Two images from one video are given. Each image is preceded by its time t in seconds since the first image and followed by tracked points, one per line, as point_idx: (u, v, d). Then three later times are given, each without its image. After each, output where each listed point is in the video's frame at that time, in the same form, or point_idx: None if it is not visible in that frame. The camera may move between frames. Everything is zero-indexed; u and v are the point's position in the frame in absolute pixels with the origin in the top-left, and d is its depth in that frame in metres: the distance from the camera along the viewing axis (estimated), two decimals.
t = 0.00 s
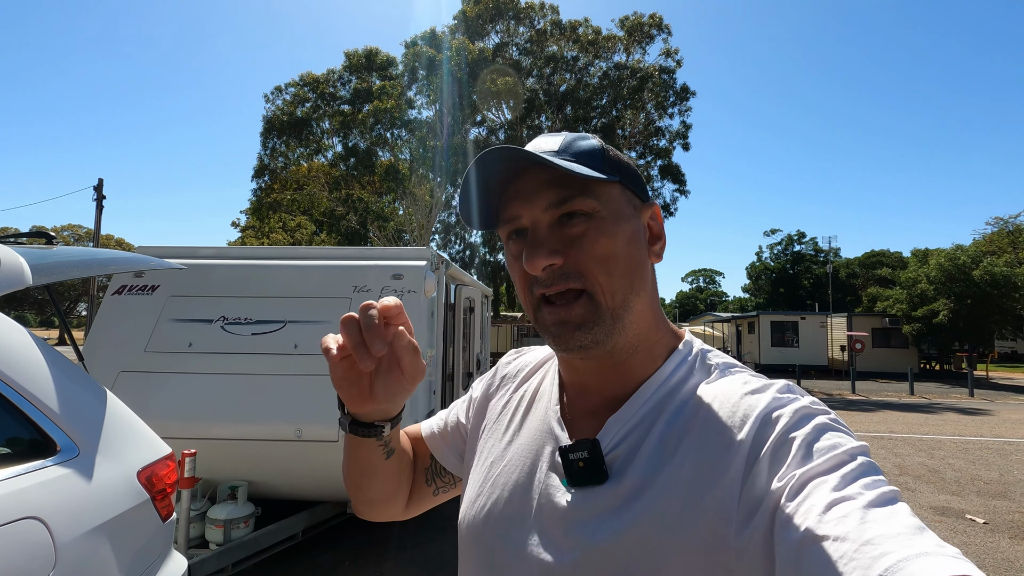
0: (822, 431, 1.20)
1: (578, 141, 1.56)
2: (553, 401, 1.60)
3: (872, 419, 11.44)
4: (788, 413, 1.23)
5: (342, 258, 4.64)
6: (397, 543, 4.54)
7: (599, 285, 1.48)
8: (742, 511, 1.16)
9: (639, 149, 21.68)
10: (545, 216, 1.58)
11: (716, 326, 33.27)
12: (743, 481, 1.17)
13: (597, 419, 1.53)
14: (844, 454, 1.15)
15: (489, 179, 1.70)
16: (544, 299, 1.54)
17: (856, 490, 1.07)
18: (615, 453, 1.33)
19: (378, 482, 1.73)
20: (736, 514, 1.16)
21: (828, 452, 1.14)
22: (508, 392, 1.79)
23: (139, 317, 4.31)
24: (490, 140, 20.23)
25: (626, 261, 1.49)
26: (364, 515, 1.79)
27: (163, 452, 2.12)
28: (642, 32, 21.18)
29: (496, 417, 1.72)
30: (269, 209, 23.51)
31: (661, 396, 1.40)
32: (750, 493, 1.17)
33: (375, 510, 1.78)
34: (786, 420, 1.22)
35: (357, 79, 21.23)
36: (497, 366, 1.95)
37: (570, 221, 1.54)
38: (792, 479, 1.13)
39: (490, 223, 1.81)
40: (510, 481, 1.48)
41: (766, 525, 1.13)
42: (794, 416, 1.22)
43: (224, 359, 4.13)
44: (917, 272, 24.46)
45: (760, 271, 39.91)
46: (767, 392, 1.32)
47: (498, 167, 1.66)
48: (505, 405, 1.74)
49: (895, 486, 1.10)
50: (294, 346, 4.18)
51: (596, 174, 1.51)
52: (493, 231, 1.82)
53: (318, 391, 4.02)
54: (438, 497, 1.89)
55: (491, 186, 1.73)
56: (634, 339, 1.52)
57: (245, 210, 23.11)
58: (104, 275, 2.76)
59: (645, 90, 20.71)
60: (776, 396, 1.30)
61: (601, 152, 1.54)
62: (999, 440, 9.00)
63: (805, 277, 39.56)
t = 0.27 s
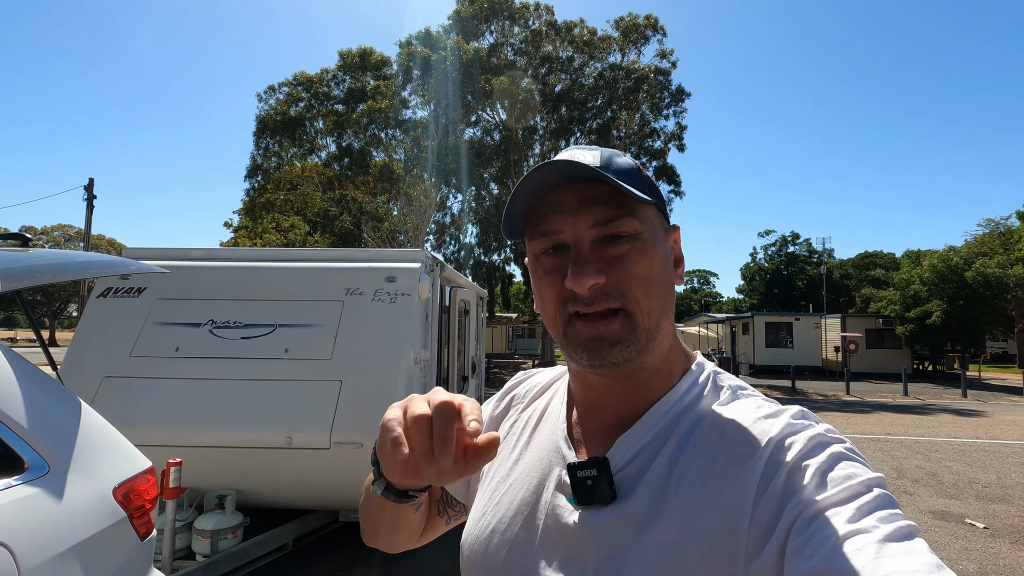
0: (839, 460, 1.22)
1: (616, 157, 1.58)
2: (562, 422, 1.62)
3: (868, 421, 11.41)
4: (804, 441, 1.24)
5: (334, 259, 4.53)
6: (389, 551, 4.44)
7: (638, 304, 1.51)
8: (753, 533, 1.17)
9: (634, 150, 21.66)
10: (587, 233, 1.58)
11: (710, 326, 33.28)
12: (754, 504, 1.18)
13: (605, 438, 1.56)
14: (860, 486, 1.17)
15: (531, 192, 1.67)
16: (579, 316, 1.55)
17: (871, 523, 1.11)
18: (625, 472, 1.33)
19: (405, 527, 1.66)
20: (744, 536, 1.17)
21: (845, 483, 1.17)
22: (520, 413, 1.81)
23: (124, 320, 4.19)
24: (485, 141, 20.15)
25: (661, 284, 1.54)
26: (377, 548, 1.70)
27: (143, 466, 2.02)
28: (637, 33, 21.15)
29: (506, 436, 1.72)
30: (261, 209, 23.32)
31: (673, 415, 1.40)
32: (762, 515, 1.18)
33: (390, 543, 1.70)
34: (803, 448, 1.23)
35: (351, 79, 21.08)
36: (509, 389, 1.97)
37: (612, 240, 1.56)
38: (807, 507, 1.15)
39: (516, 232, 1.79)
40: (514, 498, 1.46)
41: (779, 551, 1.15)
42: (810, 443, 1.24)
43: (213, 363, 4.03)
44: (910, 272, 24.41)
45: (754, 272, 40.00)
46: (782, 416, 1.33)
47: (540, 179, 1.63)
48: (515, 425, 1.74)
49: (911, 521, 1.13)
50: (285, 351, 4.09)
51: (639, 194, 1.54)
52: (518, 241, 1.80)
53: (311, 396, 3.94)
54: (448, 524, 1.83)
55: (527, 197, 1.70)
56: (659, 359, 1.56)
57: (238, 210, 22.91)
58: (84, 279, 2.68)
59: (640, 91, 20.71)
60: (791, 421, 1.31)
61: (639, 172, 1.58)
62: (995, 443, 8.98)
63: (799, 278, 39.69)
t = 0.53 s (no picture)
0: (855, 458, 1.16)
1: (615, 168, 1.51)
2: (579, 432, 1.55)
3: (866, 422, 11.37)
4: (817, 442, 1.18)
5: (329, 258, 4.41)
6: (384, 557, 4.34)
7: (648, 314, 1.43)
8: (771, 534, 1.12)
9: (631, 150, 21.61)
10: (592, 246, 1.50)
11: (706, 327, 33.27)
12: (770, 505, 1.13)
13: (619, 443, 1.47)
14: (877, 483, 1.11)
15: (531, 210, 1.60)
16: (589, 329, 1.45)
17: (889, 520, 1.05)
18: (640, 475, 1.28)
19: (416, 520, 1.74)
20: (761, 539, 1.11)
21: (862, 481, 1.11)
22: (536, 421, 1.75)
23: (111, 321, 4.06)
24: (482, 140, 20.02)
25: (670, 292, 1.46)
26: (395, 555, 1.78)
27: (123, 475, 1.92)
28: (635, 33, 21.08)
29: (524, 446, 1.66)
30: (255, 207, 23.09)
31: (687, 420, 1.33)
32: (778, 515, 1.12)
33: (407, 549, 1.78)
34: (817, 447, 1.17)
35: (347, 77, 20.88)
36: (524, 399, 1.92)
37: (618, 251, 1.47)
38: (824, 507, 1.09)
39: (518, 251, 1.71)
40: (538, 509, 1.41)
41: (796, 552, 1.09)
42: (824, 442, 1.18)
43: (202, 364, 3.91)
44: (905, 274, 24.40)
45: (750, 273, 40.05)
46: (796, 416, 1.27)
47: (541, 197, 1.56)
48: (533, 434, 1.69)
49: (931, 518, 1.07)
50: (277, 352, 3.97)
51: (641, 204, 1.47)
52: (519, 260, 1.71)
53: (303, 399, 3.82)
54: (467, 535, 1.89)
55: (528, 215, 1.63)
56: (672, 369, 1.47)
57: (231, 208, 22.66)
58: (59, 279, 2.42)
59: (638, 91, 20.65)
60: (805, 420, 1.25)
61: (640, 182, 1.51)
62: (994, 445, 8.94)
63: (794, 279, 39.74)
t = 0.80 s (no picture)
0: (853, 457, 1.09)
1: (613, 174, 1.42)
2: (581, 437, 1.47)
3: (864, 423, 11.32)
4: (817, 441, 1.10)
5: (323, 254, 4.31)
6: (377, 559, 4.25)
7: (641, 318, 1.34)
8: (772, 536, 1.04)
9: (629, 148, 21.57)
10: (586, 250, 1.41)
11: (704, 326, 33.25)
12: (771, 508, 1.06)
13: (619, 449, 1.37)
14: (876, 483, 1.03)
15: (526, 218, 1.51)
16: (584, 334, 1.38)
17: (888, 521, 0.98)
18: (642, 479, 1.20)
19: (414, 543, 1.65)
20: (765, 542, 1.04)
21: (862, 481, 1.03)
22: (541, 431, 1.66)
23: (98, 317, 3.96)
24: (480, 138, 19.89)
25: (666, 296, 1.37)
26: None
27: (101, 478, 1.83)
28: (634, 31, 21.01)
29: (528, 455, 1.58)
30: (252, 204, 22.95)
31: (686, 422, 1.25)
32: (779, 518, 1.05)
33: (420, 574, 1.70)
34: (818, 447, 1.10)
35: (344, 73, 20.75)
36: (531, 409, 1.84)
37: (612, 256, 1.38)
38: (821, 509, 1.02)
39: (514, 256, 1.62)
40: (540, 515, 1.34)
41: (796, 555, 1.02)
42: (823, 443, 1.10)
43: (192, 361, 3.81)
44: (903, 275, 24.37)
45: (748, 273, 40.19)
46: (795, 417, 1.19)
47: (535, 203, 1.48)
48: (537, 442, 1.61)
49: (930, 518, 1.00)
50: (269, 349, 3.88)
51: (638, 209, 1.37)
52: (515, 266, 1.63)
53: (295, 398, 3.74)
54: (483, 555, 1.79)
55: (522, 221, 1.54)
56: (671, 372, 1.38)
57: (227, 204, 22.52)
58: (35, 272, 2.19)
59: (636, 89, 20.60)
60: (806, 419, 1.17)
61: (638, 186, 1.41)
62: (992, 446, 8.90)
63: (791, 279, 39.78)
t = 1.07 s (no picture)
0: (843, 449, 1.04)
1: (603, 174, 1.34)
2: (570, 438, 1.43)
3: (860, 422, 11.33)
4: (808, 436, 1.06)
5: (319, 250, 4.26)
6: (372, 558, 4.21)
7: (618, 322, 1.28)
8: (765, 534, 1.00)
9: (627, 147, 21.55)
10: (567, 251, 1.36)
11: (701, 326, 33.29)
12: (763, 507, 1.01)
13: (610, 451, 1.32)
14: (867, 477, 1.00)
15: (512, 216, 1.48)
16: (561, 334, 1.34)
17: (880, 514, 0.94)
18: (633, 480, 1.15)
19: None
20: (757, 542, 0.99)
21: (853, 474, 0.99)
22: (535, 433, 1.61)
23: (90, 313, 3.90)
24: (478, 135, 19.81)
25: (647, 301, 1.29)
26: None
27: (88, 477, 1.79)
28: (633, 29, 20.97)
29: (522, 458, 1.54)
30: (248, 200, 22.85)
31: (673, 425, 1.19)
32: (773, 516, 1.00)
33: None
34: (810, 442, 1.05)
35: (342, 70, 20.64)
36: (530, 407, 1.79)
37: (591, 257, 1.32)
38: (813, 504, 0.98)
39: (506, 253, 1.59)
40: (530, 520, 1.28)
41: (790, 553, 0.97)
42: (814, 438, 1.05)
43: (185, 358, 3.76)
44: (899, 275, 24.46)
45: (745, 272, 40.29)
46: (785, 413, 1.14)
47: (519, 202, 1.44)
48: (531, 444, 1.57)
49: (922, 509, 0.96)
50: (263, 346, 3.83)
51: (623, 210, 1.30)
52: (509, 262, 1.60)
53: (290, 396, 3.69)
54: None
55: (511, 218, 1.51)
56: (652, 377, 1.31)
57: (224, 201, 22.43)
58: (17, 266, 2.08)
59: (635, 88, 20.53)
60: (795, 414, 1.13)
61: (628, 187, 1.33)
62: (988, 446, 8.91)
63: (788, 279, 39.89)
